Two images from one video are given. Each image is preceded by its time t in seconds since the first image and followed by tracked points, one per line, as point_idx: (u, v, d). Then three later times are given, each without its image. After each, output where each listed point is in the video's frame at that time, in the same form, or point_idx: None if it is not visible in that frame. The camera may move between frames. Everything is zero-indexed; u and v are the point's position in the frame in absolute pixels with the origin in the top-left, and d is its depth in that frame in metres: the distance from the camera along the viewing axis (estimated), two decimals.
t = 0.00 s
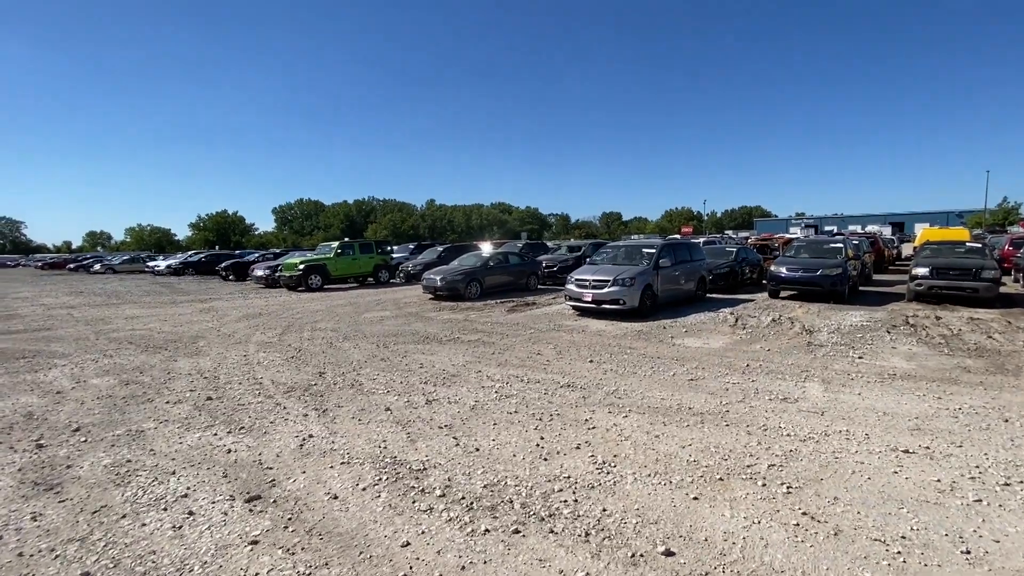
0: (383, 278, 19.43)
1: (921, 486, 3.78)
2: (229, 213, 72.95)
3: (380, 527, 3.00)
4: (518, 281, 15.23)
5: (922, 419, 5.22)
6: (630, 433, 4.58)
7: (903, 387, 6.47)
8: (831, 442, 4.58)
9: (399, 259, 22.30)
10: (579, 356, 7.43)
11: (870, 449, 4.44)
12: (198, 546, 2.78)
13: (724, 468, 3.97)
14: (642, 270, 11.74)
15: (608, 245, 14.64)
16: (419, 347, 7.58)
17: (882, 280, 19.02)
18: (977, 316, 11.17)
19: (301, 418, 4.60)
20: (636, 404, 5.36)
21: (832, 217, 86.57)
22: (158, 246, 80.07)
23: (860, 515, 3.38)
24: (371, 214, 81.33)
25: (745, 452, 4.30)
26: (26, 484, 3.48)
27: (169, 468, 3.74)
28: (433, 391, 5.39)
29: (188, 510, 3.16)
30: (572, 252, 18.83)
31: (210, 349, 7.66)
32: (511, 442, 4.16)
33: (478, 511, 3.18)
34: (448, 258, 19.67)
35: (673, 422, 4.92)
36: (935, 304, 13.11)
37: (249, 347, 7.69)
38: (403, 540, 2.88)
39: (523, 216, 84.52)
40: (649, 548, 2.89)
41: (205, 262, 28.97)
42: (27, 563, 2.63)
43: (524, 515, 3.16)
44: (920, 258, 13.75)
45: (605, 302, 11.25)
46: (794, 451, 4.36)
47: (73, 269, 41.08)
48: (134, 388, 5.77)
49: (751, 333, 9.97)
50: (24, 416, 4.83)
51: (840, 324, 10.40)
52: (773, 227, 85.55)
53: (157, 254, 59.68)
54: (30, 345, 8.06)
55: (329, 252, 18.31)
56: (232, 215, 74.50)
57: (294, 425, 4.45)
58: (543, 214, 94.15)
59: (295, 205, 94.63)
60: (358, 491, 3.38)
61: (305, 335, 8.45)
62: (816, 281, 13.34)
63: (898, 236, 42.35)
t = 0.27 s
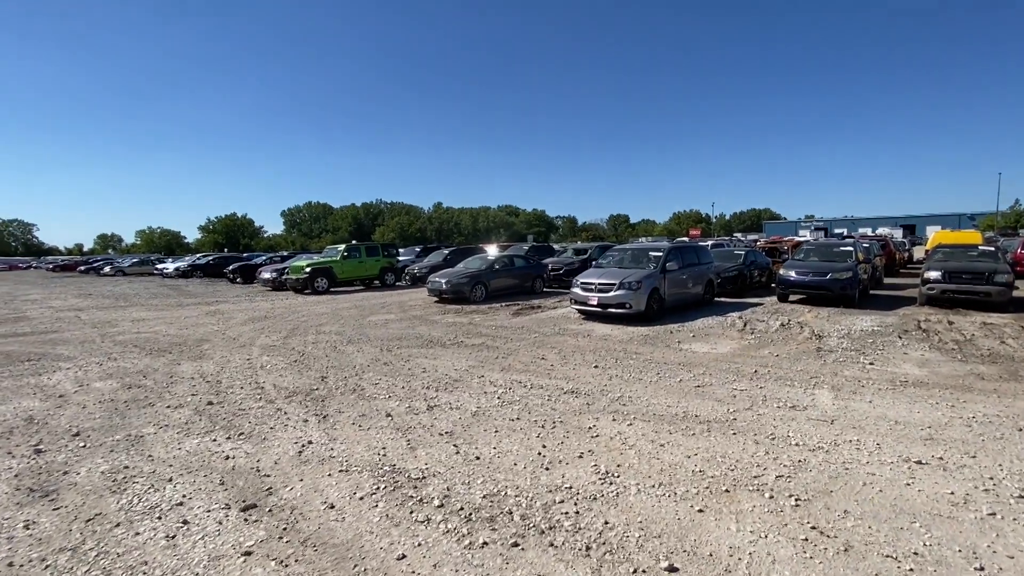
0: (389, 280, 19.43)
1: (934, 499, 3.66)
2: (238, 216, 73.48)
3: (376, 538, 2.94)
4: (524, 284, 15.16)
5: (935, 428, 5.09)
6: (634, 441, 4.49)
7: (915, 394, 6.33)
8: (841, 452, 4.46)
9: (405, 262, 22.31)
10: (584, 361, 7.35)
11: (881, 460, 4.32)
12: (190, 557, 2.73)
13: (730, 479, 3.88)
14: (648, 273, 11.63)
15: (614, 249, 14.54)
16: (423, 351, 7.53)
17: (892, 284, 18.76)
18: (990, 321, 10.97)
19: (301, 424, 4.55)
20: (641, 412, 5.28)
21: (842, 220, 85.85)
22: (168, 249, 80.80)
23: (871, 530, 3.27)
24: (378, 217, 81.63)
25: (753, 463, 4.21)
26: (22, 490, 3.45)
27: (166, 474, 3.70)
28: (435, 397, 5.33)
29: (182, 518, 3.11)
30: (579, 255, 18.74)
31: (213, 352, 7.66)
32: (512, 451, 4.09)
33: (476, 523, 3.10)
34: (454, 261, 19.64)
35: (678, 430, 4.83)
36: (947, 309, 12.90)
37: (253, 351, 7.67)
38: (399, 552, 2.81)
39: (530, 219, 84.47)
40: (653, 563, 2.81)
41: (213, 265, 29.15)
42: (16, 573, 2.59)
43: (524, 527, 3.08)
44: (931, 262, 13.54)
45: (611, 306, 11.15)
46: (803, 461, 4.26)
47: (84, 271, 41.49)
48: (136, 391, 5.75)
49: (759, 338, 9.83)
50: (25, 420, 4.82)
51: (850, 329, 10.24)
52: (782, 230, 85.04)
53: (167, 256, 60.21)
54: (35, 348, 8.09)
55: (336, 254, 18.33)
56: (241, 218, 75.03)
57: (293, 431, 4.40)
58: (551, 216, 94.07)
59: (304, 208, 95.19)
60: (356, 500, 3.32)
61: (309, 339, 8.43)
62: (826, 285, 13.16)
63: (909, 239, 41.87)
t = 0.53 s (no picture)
0: (392, 283, 19.42)
1: (941, 508, 3.55)
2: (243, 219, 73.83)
3: (371, 547, 2.88)
4: (527, 287, 15.10)
5: (943, 434, 4.99)
6: (636, 448, 4.42)
7: (923, 400, 6.22)
8: (847, 460, 4.38)
9: (408, 264, 22.30)
10: (586, 365, 7.28)
11: (888, 467, 4.23)
12: (182, 565, 2.69)
13: (734, 487, 3.81)
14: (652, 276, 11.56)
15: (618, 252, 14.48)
16: (424, 354, 7.49)
17: (899, 288, 18.58)
18: (998, 325, 10.82)
19: (299, 429, 4.50)
20: (643, 417, 5.20)
21: (848, 223, 85.45)
22: (174, 251, 81.27)
23: (878, 540, 3.19)
24: (383, 220, 81.83)
25: (756, 470, 4.13)
26: (15, 495, 3.42)
27: (161, 480, 3.66)
28: (435, 401, 5.27)
29: (175, 525, 3.07)
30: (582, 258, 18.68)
31: (214, 355, 7.64)
32: (511, 457, 4.03)
33: (473, 531, 3.05)
34: (457, 264, 19.62)
35: (681, 436, 4.75)
36: (954, 312, 12.75)
37: (254, 354, 7.65)
38: (393, 562, 2.75)
39: (534, 221, 84.44)
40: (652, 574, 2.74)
41: (218, 268, 29.27)
42: None
43: (521, 536, 3.02)
44: (938, 265, 13.40)
45: (614, 309, 11.08)
46: (808, 469, 4.18)
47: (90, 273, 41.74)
48: (135, 395, 5.73)
49: (764, 341, 9.73)
50: (23, 423, 4.80)
51: (856, 333, 10.12)
52: (787, 233, 84.75)
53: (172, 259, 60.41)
54: (37, 351, 8.10)
55: (339, 257, 18.34)
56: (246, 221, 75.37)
57: (291, 436, 4.35)
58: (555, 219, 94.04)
59: (309, 211, 95.57)
60: (351, 507, 3.26)
61: (310, 342, 8.40)
62: (832, 289, 13.04)
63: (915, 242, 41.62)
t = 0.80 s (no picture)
0: (389, 286, 19.33)
1: (944, 514, 3.50)
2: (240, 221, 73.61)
3: (364, 557, 2.81)
4: (524, 290, 15.04)
5: (943, 438, 4.94)
6: (634, 453, 4.36)
7: (922, 403, 6.18)
8: (848, 465, 4.33)
9: (405, 267, 22.21)
10: (583, 368, 7.22)
11: (890, 472, 4.18)
12: None
13: (734, 493, 3.75)
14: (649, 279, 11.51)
15: (615, 254, 14.44)
16: (420, 357, 7.41)
17: (895, 290, 18.57)
18: (995, 327, 10.81)
19: (292, 434, 4.43)
20: (641, 422, 5.14)
21: (844, 225, 85.76)
22: (170, 254, 80.98)
23: (881, 548, 3.14)
24: (380, 222, 81.72)
25: (756, 476, 4.07)
26: None
27: (150, 487, 3.58)
28: (431, 405, 5.20)
29: (163, 535, 2.99)
30: (580, 260, 18.64)
31: (208, 359, 7.55)
32: (508, 463, 3.96)
33: (469, 541, 2.98)
34: (454, 266, 19.55)
35: (680, 441, 4.69)
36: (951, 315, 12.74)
37: (248, 357, 7.56)
38: (387, 573, 2.68)
39: (532, 224, 84.44)
40: None
41: (213, 271, 29.12)
42: None
43: (518, 545, 2.95)
44: (935, 268, 13.39)
45: (611, 312, 11.03)
46: (809, 474, 4.13)
47: (85, 276, 41.53)
48: (126, 399, 5.65)
49: (762, 344, 9.68)
50: (10, 429, 4.71)
51: (854, 336, 10.09)
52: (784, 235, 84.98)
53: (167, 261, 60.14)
54: (28, 355, 7.99)
55: (335, 260, 18.24)
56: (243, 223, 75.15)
57: (283, 441, 4.27)
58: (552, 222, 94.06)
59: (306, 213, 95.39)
60: (344, 516, 3.19)
61: (305, 345, 8.32)
62: (829, 291, 13.02)
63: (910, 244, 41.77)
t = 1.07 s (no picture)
0: (379, 288, 19.16)
1: (946, 518, 3.47)
2: (228, 224, 72.94)
3: (357, 569, 2.71)
4: (516, 292, 14.97)
5: (941, 440, 4.92)
6: (632, 457, 4.29)
7: (917, 405, 6.17)
8: (847, 468, 4.29)
9: (396, 270, 22.05)
10: (578, 372, 7.15)
11: (890, 475, 4.14)
12: None
13: (735, 498, 3.69)
14: (642, 281, 11.48)
15: (608, 256, 14.40)
16: (412, 361, 7.30)
17: (884, 291, 18.73)
18: (984, 328, 10.90)
19: (282, 441, 4.31)
20: (638, 425, 5.08)
21: (831, 228, 86.70)
22: (157, 257, 80.05)
23: (885, 553, 3.09)
24: (370, 225, 81.33)
25: (756, 480, 4.02)
26: None
27: (134, 498, 3.45)
28: (425, 410, 5.11)
29: (147, 548, 2.87)
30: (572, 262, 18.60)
31: (195, 364, 7.38)
32: (504, 468, 3.88)
33: (466, 551, 2.89)
34: (445, 269, 19.43)
35: (678, 445, 4.64)
36: (939, 316, 12.83)
37: (236, 362, 7.41)
38: None
39: (523, 226, 84.44)
40: None
41: (201, 274, 28.75)
42: None
43: (517, 555, 2.87)
44: (923, 269, 13.49)
45: (605, 314, 10.98)
46: (809, 478, 4.08)
47: (70, 279, 40.86)
48: (110, 406, 5.48)
49: (755, 346, 9.67)
50: None
51: (846, 337, 10.11)
52: (772, 238, 85.74)
53: (154, 264, 59.41)
54: (8, 360, 7.77)
55: (325, 262, 18.04)
56: (231, 226, 74.45)
57: (273, 449, 4.15)
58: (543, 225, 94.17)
59: (295, 216, 94.78)
60: (337, 526, 3.09)
61: (295, 349, 8.17)
62: (820, 293, 13.07)
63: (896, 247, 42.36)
